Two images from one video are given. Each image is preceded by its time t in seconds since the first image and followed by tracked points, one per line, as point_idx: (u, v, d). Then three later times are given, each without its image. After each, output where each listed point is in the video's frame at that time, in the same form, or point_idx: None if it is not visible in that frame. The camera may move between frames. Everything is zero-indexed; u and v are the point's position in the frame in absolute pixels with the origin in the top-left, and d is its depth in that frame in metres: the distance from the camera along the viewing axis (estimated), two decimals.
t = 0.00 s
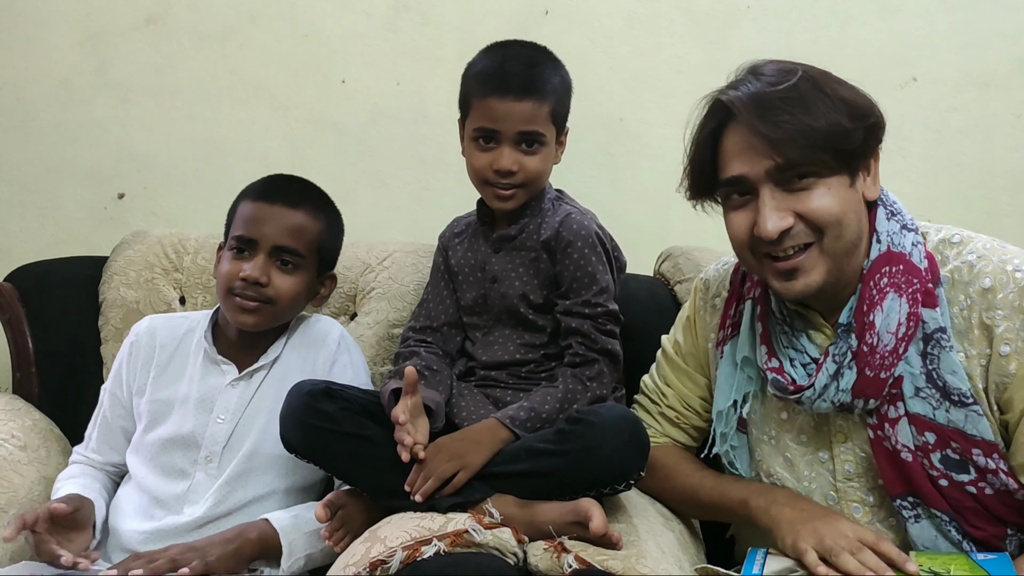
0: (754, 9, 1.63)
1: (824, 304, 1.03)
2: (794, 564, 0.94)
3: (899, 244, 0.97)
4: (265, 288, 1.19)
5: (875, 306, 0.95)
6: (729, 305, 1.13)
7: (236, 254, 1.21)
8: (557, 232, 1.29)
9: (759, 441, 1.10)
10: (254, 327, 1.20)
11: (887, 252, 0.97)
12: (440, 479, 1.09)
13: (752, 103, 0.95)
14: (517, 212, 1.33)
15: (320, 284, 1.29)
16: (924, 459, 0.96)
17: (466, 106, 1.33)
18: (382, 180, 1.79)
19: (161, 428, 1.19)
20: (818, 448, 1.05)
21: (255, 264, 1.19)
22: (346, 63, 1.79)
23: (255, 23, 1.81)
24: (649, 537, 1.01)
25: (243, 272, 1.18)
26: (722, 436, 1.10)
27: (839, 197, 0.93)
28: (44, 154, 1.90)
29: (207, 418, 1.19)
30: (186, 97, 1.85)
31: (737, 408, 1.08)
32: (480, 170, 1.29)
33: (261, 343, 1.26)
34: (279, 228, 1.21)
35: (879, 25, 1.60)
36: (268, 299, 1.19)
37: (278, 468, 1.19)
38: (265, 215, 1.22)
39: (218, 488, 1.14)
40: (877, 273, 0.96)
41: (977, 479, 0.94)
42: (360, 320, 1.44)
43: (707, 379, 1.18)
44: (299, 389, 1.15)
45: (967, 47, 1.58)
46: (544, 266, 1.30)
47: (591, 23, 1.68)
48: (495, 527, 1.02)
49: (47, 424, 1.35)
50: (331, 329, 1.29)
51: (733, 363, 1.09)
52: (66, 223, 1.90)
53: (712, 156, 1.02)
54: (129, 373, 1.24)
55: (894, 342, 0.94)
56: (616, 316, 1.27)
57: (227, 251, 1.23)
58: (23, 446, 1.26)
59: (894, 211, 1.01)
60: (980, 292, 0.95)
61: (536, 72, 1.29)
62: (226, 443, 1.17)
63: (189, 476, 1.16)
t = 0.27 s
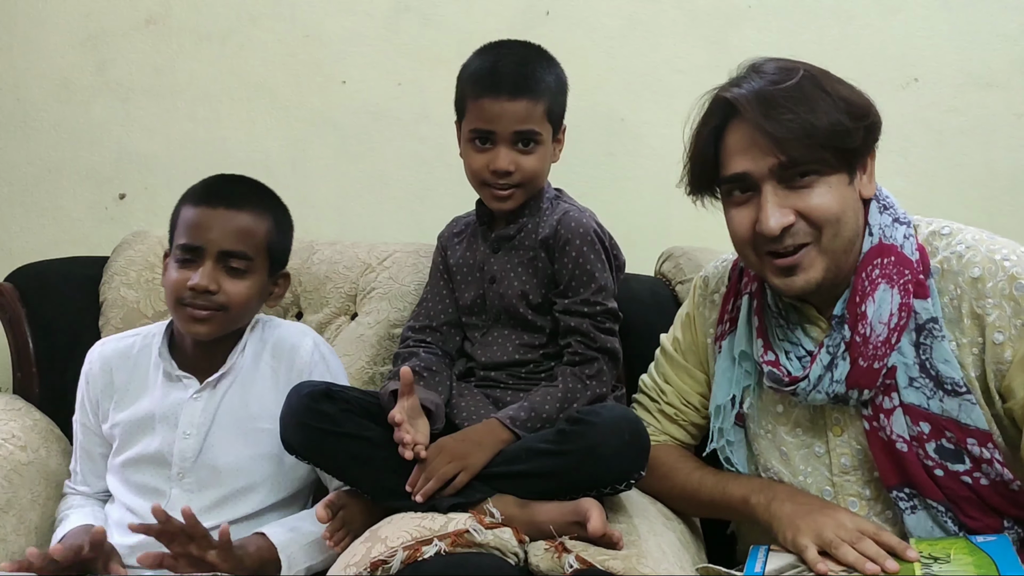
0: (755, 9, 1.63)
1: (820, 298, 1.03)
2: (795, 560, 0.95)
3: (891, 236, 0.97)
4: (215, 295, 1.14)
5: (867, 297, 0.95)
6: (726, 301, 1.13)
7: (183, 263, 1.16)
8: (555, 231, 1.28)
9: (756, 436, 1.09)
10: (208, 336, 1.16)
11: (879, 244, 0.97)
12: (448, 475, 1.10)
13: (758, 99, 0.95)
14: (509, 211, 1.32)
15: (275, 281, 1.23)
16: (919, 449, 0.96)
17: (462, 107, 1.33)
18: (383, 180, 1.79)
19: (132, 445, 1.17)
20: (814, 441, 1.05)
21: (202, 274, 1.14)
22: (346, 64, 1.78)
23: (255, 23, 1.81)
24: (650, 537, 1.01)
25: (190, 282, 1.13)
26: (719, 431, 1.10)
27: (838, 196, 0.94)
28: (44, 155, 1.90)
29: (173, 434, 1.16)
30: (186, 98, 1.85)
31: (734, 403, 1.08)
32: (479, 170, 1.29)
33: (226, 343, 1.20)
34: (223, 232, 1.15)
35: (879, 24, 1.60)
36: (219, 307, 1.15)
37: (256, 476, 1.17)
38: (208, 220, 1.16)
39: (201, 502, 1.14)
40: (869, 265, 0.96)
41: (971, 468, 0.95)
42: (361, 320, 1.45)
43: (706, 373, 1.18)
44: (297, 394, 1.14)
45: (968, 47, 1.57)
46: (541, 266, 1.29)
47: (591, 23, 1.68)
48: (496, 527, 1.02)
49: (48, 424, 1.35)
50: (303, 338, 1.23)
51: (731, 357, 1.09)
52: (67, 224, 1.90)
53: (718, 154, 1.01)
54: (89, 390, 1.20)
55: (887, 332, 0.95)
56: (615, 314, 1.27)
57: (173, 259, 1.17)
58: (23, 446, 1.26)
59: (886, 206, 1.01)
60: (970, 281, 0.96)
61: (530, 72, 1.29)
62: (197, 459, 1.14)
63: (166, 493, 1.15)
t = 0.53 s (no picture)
0: (756, 10, 1.63)
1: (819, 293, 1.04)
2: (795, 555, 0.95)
3: (897, 227, 0.99)
4: (179, 327, 1.10)
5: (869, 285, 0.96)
6: (723, 300, 1.14)
7: (137, 298, 1.10)
8: (556, 229, 1.28)
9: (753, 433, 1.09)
10: (177, 361, 1.13)
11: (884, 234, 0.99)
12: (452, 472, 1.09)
13: (794, 83, 0.97)
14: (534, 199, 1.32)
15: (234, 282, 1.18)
16: (915, 442, 0.96)
17: (462, 106, 1.33)
18: (383, 180, 1.79)
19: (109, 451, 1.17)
20: (812, 436, 1.05)
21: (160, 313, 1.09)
22: (347, 64, 1.78)
23: (256, 23, 1.81)
24: (651, 537, 1.01)
25: (151, 319, 1.09)
26: (716, 428, 1.10)
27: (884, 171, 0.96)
28: (45, 155, 1.90)
29: (143, 442, 1.14)
30: (187, 98, 1.86)
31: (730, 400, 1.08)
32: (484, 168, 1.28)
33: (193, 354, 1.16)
34: (170, 261, 1.09)
35: (880, 25, 1.60)
36: (184, 336, 1.11)
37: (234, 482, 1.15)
38: (153, 251, 1.09)
39: (177, 510, 1.13)
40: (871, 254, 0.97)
41: (968, 462, 0.94)
42: (361, 320, 1.45)
43: (702, 370, 1.18)
44: (299, 392, 1.14)
45: (968, 46, 1.57)
46: (542, 265, 1.29)
47: (593, 24, 1.68)
48: (496, 527, 1.02)
49: (48, 424, 1.35)
50: (285, 351, 1.19)
51: (727, 355, 1.09)
52: (67, 224, 1.90)
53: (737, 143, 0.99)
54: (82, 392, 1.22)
55: (889, 320, 0.95)
56: (615, 312, 1.27)
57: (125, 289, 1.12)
58: (23, 446, 1.25)
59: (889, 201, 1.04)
60: (963, 275, 0.96)
61: (528, 70, 1.29)
62: (171, 466, 1.13)
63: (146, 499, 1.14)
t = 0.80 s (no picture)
0: (756, 10, 1.63)
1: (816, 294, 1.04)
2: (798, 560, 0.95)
3: (883, 231, 0.98)
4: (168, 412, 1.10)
5: (856, 290, 0.96)
6: (721, 298, 1.14)
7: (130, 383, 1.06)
8: (561, 230, 1.28)
9: (752, 432, 1.10)
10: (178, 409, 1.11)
11: (872, 238, 0.98)
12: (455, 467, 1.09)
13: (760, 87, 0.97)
14: (513, 205, 1.32)
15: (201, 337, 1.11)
16: (910, 443, 0.96)
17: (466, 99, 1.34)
18: (384, 180, 1.79)
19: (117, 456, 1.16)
20: (809, 437, 1.05)
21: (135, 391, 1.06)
22: (346, 64, 1.79)
23: (257, 24, 1.81)
24: (651, 537, 1.01)
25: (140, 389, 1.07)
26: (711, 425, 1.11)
27: (849, 184, 0.95)
28: (46, 156, 1.90)
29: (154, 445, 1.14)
30: (187, 98, 1.86)
31: (728, 398, 1.08)
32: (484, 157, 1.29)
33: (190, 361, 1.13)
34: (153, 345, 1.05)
35: (880, 25, 1.60)
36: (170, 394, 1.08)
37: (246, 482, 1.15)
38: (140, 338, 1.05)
39: (189, 512, 1.14)
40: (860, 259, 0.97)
41: (963, 463, 0.94)
42: (361, 320, 1.45)
43: (700, 369, 1.18)
44: (295, 394, 1.14)
45: (968, 47, 1.58)
46: (547, 265, 1.29)
47: (593, 24, 1.68)
48: (496, 527, 1.02)
49: (48, 424, 1.35)
50: (291, 342, 1.20)
51: (725, 354, 1.10)
52: (68, 224, 1.90)
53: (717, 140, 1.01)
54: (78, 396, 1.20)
55: (876, 326, 0.95)
56: (620, 314, 1.28)
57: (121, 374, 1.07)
58: (23, 446, 1.25)
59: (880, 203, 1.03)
60: (957, 276, 0.95)
61: (531, 60, 1.30)
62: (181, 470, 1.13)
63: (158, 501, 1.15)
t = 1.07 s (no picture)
0: (756, 10, 1.63)
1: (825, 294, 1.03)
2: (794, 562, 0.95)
3: (898, 233, 0.98)
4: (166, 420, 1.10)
5: (872, 293, 0.95)
6: (730, 295, 1.13)
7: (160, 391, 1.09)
8: (565, 232, 1.29)
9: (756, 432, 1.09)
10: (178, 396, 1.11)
11: (886, 241, 0.97)
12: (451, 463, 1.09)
13: (767, 89, 0.96)
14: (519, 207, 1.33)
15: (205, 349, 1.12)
16: (921, 449, 0.96)
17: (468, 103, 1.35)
18: (383, 180, 1.79)
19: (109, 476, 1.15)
20: (815, 440, 1.05)
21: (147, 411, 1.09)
22: (347, 64, 1.79)
23: (257, 23, 1.81)
24: (651, 538, 1.01)
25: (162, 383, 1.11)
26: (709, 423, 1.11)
27: (863, 185, 0.94)
28: (45, 155, 1.90)
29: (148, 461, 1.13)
30: (187, 98, 1.86)
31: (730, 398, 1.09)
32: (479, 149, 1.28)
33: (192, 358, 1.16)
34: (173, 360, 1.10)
35: (880, 25, 1.60)
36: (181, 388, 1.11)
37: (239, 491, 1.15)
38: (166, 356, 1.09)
39: (182, 525, 1.13)
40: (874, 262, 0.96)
41: (973, 470, 0.95)
42: (361, 320, 1.45)
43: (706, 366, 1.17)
44: (294, 397, 1.14)
45: (968, 47, 1.58)
46: (550, 267, 1.29)
47: (593, 23, 1.68)
48: (496, 527, 1.02)
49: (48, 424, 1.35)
50: (280, 348, 1.19)
51: (732, 352, 1.10)
52: (68, 224, 1.90)
53: (717, 138, 1.01)
54: (62, 422, 1.19)
55: (891, 330, 0.95)
56: (621, 317, 1.28)
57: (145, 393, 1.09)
58: (22, 446, 1.25)
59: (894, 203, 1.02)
60: (970, 278, 0.96)
61: (520, 51, 1.33)
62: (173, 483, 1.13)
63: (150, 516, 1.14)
